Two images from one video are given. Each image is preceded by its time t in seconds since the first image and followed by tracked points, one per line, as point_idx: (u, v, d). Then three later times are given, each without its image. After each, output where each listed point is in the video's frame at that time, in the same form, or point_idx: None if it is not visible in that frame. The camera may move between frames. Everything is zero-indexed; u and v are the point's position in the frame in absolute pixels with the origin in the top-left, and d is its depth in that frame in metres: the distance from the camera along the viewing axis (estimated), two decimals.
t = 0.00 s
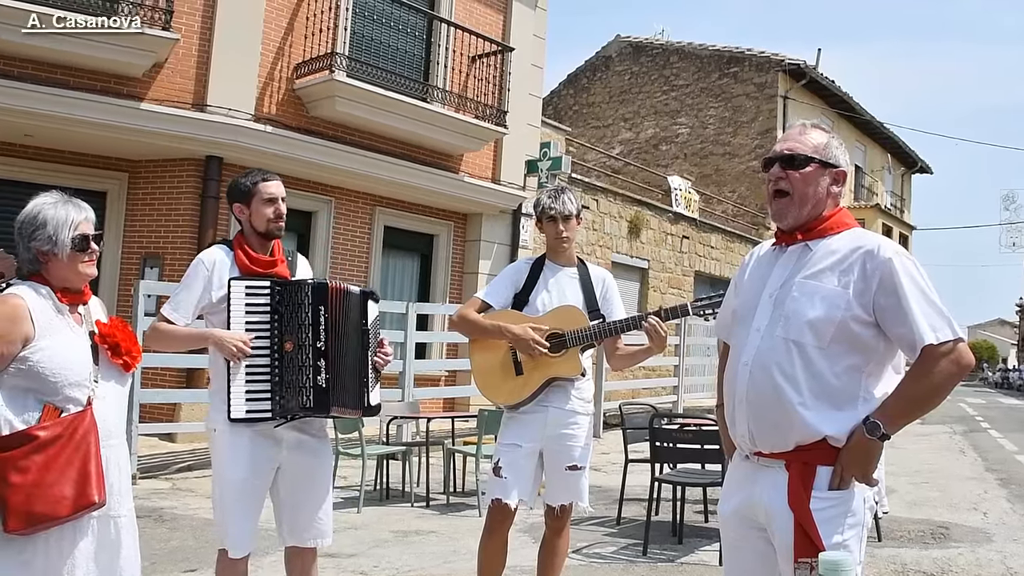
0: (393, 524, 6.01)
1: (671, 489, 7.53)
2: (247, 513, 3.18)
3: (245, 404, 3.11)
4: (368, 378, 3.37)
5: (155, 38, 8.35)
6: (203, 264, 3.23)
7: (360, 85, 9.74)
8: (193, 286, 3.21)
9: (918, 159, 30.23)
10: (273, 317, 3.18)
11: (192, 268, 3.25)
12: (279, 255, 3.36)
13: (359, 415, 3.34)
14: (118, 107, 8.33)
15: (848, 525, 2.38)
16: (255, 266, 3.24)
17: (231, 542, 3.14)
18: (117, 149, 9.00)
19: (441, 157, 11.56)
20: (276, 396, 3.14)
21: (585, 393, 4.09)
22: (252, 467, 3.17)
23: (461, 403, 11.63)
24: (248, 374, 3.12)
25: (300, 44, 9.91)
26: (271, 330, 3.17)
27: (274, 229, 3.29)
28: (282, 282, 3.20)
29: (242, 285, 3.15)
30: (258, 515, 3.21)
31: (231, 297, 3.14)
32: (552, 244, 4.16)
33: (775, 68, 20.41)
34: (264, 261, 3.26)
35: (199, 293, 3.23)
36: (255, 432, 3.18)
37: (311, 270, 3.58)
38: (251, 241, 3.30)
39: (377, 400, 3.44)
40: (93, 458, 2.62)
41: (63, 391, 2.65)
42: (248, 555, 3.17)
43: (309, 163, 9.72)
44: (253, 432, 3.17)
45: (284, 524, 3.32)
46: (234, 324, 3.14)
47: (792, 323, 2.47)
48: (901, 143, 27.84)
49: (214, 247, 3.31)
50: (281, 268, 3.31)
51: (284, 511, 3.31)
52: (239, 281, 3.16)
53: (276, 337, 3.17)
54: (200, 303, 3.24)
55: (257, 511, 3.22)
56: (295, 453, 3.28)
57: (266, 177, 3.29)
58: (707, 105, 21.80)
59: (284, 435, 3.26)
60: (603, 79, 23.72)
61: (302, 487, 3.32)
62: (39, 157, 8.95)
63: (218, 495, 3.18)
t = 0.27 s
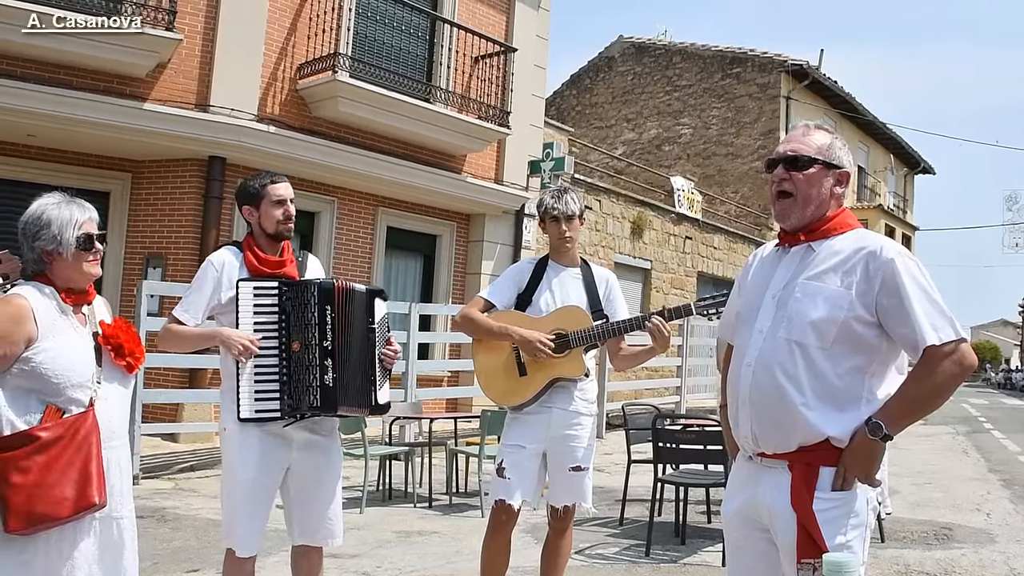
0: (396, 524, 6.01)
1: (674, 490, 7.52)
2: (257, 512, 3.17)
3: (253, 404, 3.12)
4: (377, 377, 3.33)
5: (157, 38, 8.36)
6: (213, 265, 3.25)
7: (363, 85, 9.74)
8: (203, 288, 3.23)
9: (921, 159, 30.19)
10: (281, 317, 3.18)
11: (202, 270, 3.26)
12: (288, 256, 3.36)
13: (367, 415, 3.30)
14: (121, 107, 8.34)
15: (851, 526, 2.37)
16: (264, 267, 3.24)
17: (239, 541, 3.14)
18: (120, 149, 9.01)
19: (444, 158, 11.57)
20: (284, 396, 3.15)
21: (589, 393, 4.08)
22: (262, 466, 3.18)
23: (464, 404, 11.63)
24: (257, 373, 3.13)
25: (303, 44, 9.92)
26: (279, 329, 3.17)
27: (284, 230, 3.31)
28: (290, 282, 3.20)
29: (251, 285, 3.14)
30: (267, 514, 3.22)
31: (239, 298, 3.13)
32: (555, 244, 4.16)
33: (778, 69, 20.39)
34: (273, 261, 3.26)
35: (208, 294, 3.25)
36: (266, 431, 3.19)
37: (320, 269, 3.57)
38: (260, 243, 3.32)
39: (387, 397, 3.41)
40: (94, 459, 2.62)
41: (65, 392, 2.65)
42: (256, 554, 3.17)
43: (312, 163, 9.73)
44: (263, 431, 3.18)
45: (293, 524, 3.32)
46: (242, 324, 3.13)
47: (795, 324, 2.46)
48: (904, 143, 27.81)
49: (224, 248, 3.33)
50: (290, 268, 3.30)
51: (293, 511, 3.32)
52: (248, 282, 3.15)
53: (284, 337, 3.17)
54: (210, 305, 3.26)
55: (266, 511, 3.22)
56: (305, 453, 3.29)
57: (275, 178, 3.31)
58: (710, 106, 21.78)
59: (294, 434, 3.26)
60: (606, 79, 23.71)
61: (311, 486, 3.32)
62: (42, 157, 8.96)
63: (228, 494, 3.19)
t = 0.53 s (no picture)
0: (398, 525, 6.00)
1: (676, 492, 7.52)
2: (267, 512, 3.18)
3: (264, 403, 3.12)
4: (384, 382, 3.35)
5: (160, 38, 8.37)
6: (224, 267, 3.25)
7: (366, 86, 9.74)
8: (216, 290, 3.25)
9: (924, 162, 30.14)
10: (291, 318, 3.17)
11: (215, 272, 3.27)
12: (300, 257, 3.36)
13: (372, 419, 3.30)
14: (124, 107, 8.35)
15: (854, 527, 2.36)
16: (275, 269, 3.24)
17: (248, 541, 3.14)
18: (123, 149, 9.03)
19: (447, 158, 11.57)
20: (293, 397, 3.15)
21: (593, 394, 4.08)
22: (271, 466, 3.17)
23: (466, 404, 11.63)
24: (266, 373, 3.12)
25: (307, 45, 9.93)
26: (289, 331, 3.16)
27: (295, 231, 3.30)
28: (301, 283, 3.20)
29: (262, 287, 3.13)
30: (278, 514, 3.22)
31: (251, 299, 3.12)
32: (560, 245, 4.15)
33: (782, 70, 20.37)
34: (285, 263, 3.25)
35: (221, 296, 3.26)
36: (276, 431, 3.18)
37: (334, 270, 3.56)
38: (272, 245, 3.30)
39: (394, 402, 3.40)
40: (91, 459, 2.62)
41: (64, 391, 2.65)
42: (265, 555, 3.17)
43: (315, 164, 9.74)
44: (272, 431, 3.18)
45: (303, 523, 3.32)
46: (253, 326, 3.12)
47: (798, 325, 2.45)
48: (908, 145, 27.77)
49: (237, 249, 3.33)
50: (301, 269, 3.29)
51: (303, 510, 3.32)
52: (259, 283, 3.14)
53: (294, 338, 3.17)
54: (223, 306, 3.27)
55: (276, 511, 3.22)
56: (315, 453, 3.28)
57: (285, 180, 3.31)
58: (713, 107, 21.76)
59: (304, 434, 3.25)
60: (608, 81, 23.70)
61: (320, 487, 3.32)
62: (45, 157, 8.97)
63: (238, 493, 3.19)
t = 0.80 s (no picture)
0: (399, 525, 6.00)
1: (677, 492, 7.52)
2: (275, 512, 3.18)
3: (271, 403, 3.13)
4: (391, 380, 3.33)
5: (163, 38, 8.38)
6: (235, 267, 3.26)
7: (368, 86, 9.74)
8: (226, 289, 3.24)
9: (926, 163, 30.12)
10: (299, 317, 3.17)
11: (225, 272, 3.27)
12: (310, 257, 3.37)
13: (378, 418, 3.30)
14: (126, 107, 8.36)
15: (855, 529, 2.35)
16: (284, 270, 3.26)
17: (256, 541, 3.14)
18: (125, 149, 9.03)
19: (449, 159, 11.57)
20: (300, 396, 3.14)
21: (595, 395, 4.08)
22: (279, 466, 3.17)
23: (468, 405, 11.63)
24: (273, 372, 3.13)
25: (309, 45, 9.93)
26: (296, 329, 3.16)
27: (306, 233, 3.31)
28: (309, 283, 3.20)
29: (270, 287, 3.14)
30: (286, 513, 3.22)
31: (259, 299, 3.14)
32: (563, 245, 4.14)
33: (784, 71, 20.36)
34: (294, 264, 3.27)
35: (231, 296, 3.26)
36: (284, 430, 3.19)
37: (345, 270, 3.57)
38: (282, 246, 3.31)
39: (401, 401, 3.39)
40: (88, 458, 2.61)
41: (61, 390, 2.65)
42: (272, 555, 3.17)
43: (317, 164, 9.74)
44: (281, 431, 3.18)
45: (311, 523, 3.33)
46: (261, 324, 3.14)
47: (799, 328, 2.45)
48: (910, 146, 27.74)
49: (248, 250, 3.34)
50: (311, 270, 3.31)
51: (311, 510, 3.33)
52: (268, 284, 3.15)
53: (301, 337, 3.17)
54: (231, 306, 3.26)
55: (284, 511, 3.22)
56: (323, 454, 3.29)
57: (297, 182, 3.32)
58: (715, 108, 21.75)
59: (313, 435, 3.26)
60: (610, 81, 23.69)
61: (328, 487, 3.32)
62: (47, 157, 8.98)
63: (246, 493, 3.19)
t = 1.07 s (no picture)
0: (401, 526, 6.00)
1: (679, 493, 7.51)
2: (280, 512, 3.18)
3: (278, 404, 3.13)
4: (395, 383, 3.35)
5: (165, 38, 8.39)
6: (241, 269, 3.25)
7: (370, 86, 9.75)
8: (232, 292, 3.24)
9: (927, 163, 30.09)
10: (306, 318, 3.17)
11: (232, 274, 3.27)
12: (316, 258, 3.36)
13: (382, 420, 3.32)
14: (128, 107, 8.37)
15: (855, 530, 2.35)
16: (291, 271, 3.24)
17: (260, 541, 3.14)
18: (126, 149, 9.04)
19: (451, 159, 11.58)
20: (307, 397, 3.15)
21: (596, 396, 4.08)
22: (285, 467, 3.18)
23: (469, 405, 11.63)
24: (280, 374, 3.12)
25: (310, 45, 9.94)
26: (303, 331, 3.16)
27: (312, 234, 3.31)
28: (316, 285, 3.20)
29: (276, 289, 3.13)
30: (291, 514, 3.22)
31: (265, 301, 3.13)
32: (565, 246, 4.15)
33: (786, 71, 20.35)
34: (300, 264, 3.26)
35: (237, 297, 3.26)
36: (290, 431, 3.19)
37: (349, 271, 3.57)
38: (289, 247, 3.31)
39: (403, 404, 3.41)
40: (94, 458, 2.62)
41: (68, 390, 2.65)
42: (276, 555, 3.17)
43: (319, 164, 9.75)
44: (287, 432, 3.18)
45: (316, 524, 3.33)
46: (267, 326, 3.12)
47: (799, 328, 2.45)
48: (912, 147, 27.72)
49: (254, 251, 3.33)
50: (317, 271, 3.30)
51: (316, 510, 3.33)
52: (274, 285, 3.14)
53: (307, 339, 3.16)
54: (238, 307, 3.27)
55: (289, 511, 3.22)
56: (328, 455, 3.29)
57: (303, 183, 3.32)
58: (717, 108, 21.73)
59: (318, 435, 3.26)
60: (612, 82, 23.68)
61: (333, 488, 3.33)
62: (49, 157, 8.99)
63: (251, 493, 3.19)
